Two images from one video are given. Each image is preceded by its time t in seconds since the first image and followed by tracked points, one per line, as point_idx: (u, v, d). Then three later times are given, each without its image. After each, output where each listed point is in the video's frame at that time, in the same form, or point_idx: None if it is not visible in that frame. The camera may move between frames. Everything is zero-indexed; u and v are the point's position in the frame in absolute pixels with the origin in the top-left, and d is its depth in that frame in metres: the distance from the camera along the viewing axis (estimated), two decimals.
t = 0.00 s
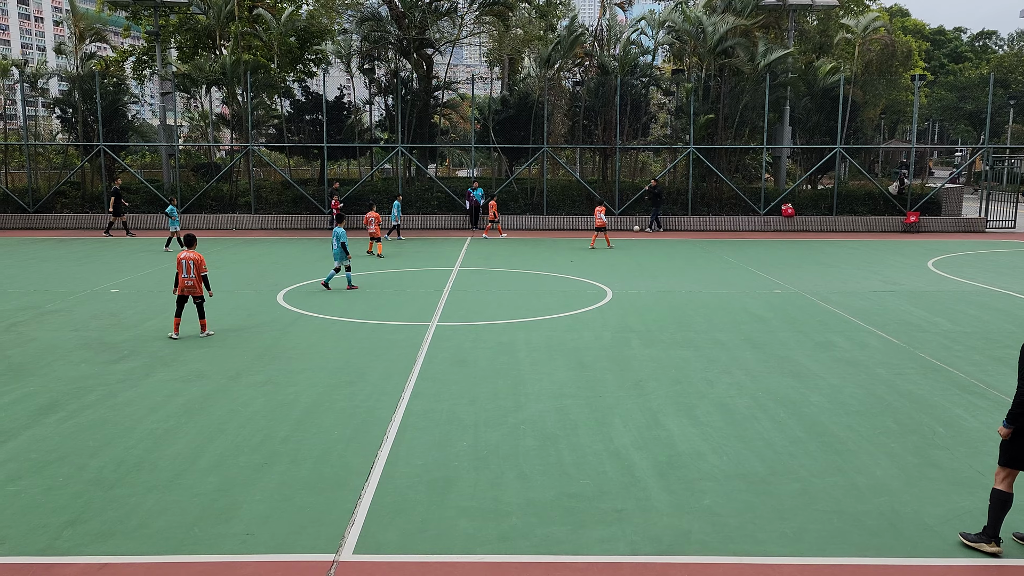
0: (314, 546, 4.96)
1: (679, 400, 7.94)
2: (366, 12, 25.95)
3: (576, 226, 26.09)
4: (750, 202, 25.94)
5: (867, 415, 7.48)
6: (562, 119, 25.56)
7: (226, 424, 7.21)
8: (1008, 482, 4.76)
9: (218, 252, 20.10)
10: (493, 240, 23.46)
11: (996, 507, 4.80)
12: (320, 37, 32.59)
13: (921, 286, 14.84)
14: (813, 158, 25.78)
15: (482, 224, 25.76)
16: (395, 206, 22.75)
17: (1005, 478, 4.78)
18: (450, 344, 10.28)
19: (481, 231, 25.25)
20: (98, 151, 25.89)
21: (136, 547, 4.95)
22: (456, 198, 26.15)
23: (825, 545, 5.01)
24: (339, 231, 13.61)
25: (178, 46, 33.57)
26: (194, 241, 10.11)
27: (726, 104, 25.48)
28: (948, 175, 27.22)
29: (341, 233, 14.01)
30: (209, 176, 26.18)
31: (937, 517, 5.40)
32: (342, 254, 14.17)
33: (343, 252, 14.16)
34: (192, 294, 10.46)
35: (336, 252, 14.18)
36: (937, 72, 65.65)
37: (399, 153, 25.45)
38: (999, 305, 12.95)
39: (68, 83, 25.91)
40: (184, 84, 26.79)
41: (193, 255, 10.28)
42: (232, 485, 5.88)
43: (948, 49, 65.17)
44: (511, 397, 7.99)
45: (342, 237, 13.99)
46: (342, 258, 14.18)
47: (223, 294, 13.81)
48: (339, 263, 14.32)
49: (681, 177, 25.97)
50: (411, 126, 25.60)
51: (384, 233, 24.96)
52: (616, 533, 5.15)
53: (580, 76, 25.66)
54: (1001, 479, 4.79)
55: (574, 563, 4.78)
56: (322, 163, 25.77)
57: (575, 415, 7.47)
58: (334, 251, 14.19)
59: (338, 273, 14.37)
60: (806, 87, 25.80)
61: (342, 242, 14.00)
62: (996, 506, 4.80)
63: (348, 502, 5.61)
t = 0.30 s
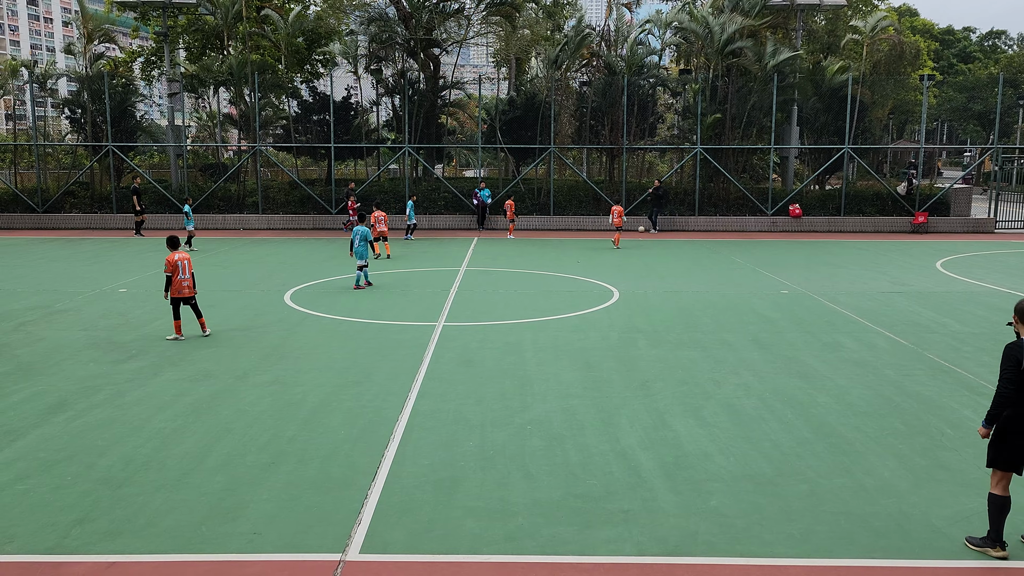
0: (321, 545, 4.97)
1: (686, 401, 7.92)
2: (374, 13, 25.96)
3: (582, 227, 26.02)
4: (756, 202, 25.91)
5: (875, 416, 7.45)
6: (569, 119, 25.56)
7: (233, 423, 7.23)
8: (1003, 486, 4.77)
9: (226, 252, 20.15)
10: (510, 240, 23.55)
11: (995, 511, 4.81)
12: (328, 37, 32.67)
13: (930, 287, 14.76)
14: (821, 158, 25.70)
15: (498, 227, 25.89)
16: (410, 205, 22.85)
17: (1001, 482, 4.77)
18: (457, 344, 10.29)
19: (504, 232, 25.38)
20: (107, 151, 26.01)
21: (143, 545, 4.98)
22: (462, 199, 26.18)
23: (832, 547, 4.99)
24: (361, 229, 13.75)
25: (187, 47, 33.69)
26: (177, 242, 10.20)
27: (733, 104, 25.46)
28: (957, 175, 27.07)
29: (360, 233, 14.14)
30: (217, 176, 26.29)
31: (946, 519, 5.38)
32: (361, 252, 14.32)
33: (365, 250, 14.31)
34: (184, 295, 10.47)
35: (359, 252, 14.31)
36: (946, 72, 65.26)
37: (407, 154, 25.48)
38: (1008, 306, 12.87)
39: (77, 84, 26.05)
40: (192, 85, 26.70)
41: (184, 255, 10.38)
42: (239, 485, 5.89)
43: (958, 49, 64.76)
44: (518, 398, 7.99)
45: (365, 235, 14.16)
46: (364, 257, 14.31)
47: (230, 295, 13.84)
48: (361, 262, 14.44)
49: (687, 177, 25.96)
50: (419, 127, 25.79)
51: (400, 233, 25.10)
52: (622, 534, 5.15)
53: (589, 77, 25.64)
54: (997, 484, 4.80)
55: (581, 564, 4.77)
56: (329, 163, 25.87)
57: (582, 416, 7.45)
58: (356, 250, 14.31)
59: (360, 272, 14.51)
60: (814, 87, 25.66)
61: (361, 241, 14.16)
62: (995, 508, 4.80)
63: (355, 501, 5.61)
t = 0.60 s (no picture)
0: (326, 545, 4.98)
1: (691, 401, 7.91)
2: (379, 13, 26.14)
3: (587, 227, 26.04)
4: (762, 202, 25.84)
5: (880, 417, 7.43)
6: (574, 118, 25.57)
7: (239, 423, 7.24)
8: (1003, 490, 4.77)
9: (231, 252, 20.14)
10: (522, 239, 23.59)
11: (998, 515, 4.79)
12: (334, 37, 32.68)
13: (936, 288, 14.71)
14: (826, 159, 25.62)
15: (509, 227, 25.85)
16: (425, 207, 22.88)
17: (1003, 486, 4.75)
18: (462, 344, 10.28)
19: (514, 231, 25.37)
20: (113, 151, 26.09)
21: (150, 545, 4.99)
22: (468, 198, 26.21)
23: (838, 548, 4.98)
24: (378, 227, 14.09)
25: (192, 47, 33.75)
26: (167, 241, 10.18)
27: (739, 104, 25.38)
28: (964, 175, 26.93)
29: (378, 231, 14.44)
30: (222, 176, 26.30)
31: (952, 520, 5.36)
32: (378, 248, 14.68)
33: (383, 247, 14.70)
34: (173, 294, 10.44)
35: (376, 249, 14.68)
36: (952, 72, 64.99)
37: (412, 153, 25.52)
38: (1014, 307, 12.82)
39: (83, 84, 26.18)
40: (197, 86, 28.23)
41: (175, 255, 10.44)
42: (245, 484, 5.90)
43: (964, 49, 64.47)
44: (523, 398, 7.98)
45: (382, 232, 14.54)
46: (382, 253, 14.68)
47: (236, 295, 13.86)
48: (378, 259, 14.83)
49: (693, 178, 25.90)
50: (424, 127, 25.71)
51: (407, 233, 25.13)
52: (627, 535, 5.14)
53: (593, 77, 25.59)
54: (997, 489, 4.79)
55: (586, 564, 4.77)
56: (334, 164, 25.89)
57: (587, 416, 7.44)
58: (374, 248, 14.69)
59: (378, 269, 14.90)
60: (819, 87, 25.57)
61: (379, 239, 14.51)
62: (998, 511, 4.79)
63: (360, 501, 5.62)
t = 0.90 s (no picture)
0: (330, 545, 4.99)
1: (695, 402, 7.90)
2: (383, 14, 26.22)
3: (591, 227, 25.99)
4: (766, 202, 25.78)
5: (884, 418, 7.41)
6: (578, 119, 25.61)
7: (242, 423, 7.25)
8: (1003, 492, 4.76)
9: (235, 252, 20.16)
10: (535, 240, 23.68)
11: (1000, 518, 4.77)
12: (338, 37, 32.70)
13: (941, 288, 14.65)
14: (830, 159, 25.68)
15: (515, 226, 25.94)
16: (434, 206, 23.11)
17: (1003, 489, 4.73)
18: (466, 344, 10.28)
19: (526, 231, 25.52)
20: (117, 151, 26.14)
21: (154, 544, 5.00)
22: (472, 198, 26.19)
23: (842, 549, 4.97)
24: (394, 229, 14.37)
25: (197, 47, 33.82)
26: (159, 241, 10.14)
27: (742, 105, 25.37)
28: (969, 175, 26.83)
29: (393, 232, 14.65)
30: (226, 176, 26.44)
31: (956, 521, 5.35)
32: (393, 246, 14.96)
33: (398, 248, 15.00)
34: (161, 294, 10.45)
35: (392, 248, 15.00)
36: (957, 72, 64.71)
37: (416, 154, 25.49)
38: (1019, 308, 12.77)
39: (89, 85, 26.32)
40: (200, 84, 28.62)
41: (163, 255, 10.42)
42: (249, 484, 5.92)
43: (968, 49, 64.17)
44: (526, 398, 7.98)
45: (399, 233, 14.76)
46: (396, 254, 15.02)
47: (239, 295, 13.87)
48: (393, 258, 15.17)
49: (697, 177, 25.88)
50: (428, 127, 25.71)
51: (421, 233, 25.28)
52: (631, 535, 5.14)
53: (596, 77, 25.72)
54: (997, 491, 4.79)
55: (589, 564, 4.77)
56: (338, 164, 25.93)
57: (590, 417, 7.43)
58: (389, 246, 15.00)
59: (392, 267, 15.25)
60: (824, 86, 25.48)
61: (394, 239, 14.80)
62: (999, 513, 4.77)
63: (363, 501, 5.62)
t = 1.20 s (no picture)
0: (333, 545, 4.99)
1: (698, 403, 7.89)
2: (385, 14, 26.19)
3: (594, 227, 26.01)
4: (769, 202, 25.75)
5: (887, 418, 7.41)
6: (581, 120, 25.49)
7: (245, 423, 7.25)
8: (1003, 494, 4.76)
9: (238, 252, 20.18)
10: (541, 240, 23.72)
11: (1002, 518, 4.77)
12: (340, 37, 32.69)
13: (945, 289, 14.62)
14: (834, 159, 25.52)
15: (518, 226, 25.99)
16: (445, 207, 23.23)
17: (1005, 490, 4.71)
18: (469, 344, 10.28)
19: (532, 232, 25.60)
20: (121, 151, 26.18)
21: (157, 544, 5.01)
22: (474, 199, 26.16)
23: (845, 549, 4.97)
24: (410, 225, 14.86)
25: (200, 47, 33.85)
26: (147, 241, 10.23)
27: (745, 105, 25.34)
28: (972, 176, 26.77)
29: (410, 229, 15.24)
30: (229, 177, 26.41)
31: (960, 522, 5.34)
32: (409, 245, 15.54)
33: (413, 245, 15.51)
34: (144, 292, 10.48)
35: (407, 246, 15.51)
36: (960, 72, 64.53)
37: (419, 154, 25.57)
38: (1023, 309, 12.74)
39: (92, 85, 26.24)
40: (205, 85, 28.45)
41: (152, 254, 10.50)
42: (251, 484, 5.92)
43: (972, 49, 64.00)
44: (529, 399, 7.98)
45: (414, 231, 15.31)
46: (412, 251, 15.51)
47: (243, 295, 13.87)
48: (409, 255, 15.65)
49: (699, 178, 25.85)
50: (430, 127, 25.75)
51: (433, 233, 25.39)
52: (634, 536, 5.14)
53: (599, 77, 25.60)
54: (998, 493, 4.78)
55: (591, 565, 4.77)
56: (341, 164, 25.93)
57: (593, 417, 7.43)
58: (405, 244, 15.50)
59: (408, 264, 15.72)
60: (828, 88, 25.52)
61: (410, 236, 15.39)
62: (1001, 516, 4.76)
63: (366, 501, 5.63)
